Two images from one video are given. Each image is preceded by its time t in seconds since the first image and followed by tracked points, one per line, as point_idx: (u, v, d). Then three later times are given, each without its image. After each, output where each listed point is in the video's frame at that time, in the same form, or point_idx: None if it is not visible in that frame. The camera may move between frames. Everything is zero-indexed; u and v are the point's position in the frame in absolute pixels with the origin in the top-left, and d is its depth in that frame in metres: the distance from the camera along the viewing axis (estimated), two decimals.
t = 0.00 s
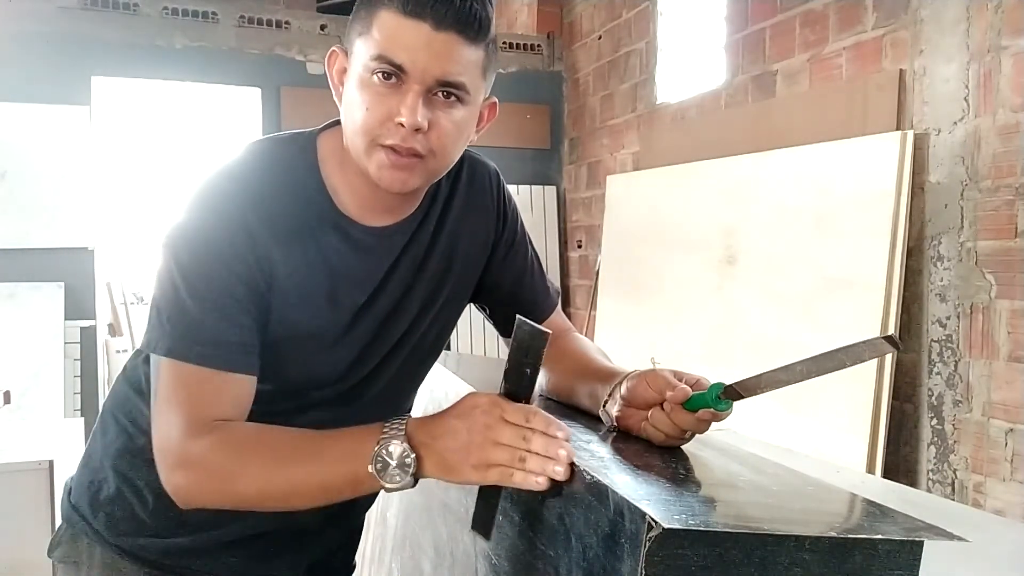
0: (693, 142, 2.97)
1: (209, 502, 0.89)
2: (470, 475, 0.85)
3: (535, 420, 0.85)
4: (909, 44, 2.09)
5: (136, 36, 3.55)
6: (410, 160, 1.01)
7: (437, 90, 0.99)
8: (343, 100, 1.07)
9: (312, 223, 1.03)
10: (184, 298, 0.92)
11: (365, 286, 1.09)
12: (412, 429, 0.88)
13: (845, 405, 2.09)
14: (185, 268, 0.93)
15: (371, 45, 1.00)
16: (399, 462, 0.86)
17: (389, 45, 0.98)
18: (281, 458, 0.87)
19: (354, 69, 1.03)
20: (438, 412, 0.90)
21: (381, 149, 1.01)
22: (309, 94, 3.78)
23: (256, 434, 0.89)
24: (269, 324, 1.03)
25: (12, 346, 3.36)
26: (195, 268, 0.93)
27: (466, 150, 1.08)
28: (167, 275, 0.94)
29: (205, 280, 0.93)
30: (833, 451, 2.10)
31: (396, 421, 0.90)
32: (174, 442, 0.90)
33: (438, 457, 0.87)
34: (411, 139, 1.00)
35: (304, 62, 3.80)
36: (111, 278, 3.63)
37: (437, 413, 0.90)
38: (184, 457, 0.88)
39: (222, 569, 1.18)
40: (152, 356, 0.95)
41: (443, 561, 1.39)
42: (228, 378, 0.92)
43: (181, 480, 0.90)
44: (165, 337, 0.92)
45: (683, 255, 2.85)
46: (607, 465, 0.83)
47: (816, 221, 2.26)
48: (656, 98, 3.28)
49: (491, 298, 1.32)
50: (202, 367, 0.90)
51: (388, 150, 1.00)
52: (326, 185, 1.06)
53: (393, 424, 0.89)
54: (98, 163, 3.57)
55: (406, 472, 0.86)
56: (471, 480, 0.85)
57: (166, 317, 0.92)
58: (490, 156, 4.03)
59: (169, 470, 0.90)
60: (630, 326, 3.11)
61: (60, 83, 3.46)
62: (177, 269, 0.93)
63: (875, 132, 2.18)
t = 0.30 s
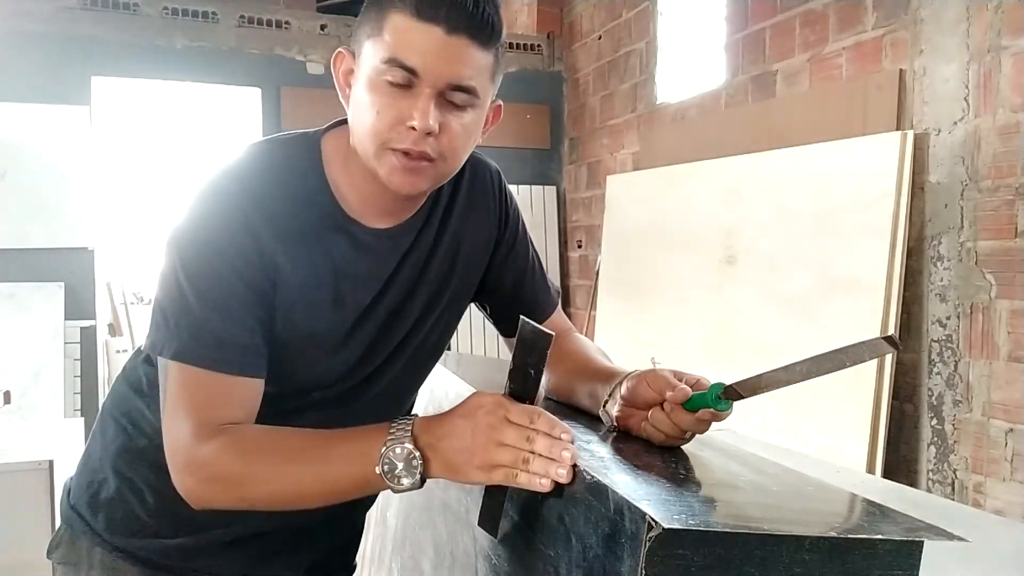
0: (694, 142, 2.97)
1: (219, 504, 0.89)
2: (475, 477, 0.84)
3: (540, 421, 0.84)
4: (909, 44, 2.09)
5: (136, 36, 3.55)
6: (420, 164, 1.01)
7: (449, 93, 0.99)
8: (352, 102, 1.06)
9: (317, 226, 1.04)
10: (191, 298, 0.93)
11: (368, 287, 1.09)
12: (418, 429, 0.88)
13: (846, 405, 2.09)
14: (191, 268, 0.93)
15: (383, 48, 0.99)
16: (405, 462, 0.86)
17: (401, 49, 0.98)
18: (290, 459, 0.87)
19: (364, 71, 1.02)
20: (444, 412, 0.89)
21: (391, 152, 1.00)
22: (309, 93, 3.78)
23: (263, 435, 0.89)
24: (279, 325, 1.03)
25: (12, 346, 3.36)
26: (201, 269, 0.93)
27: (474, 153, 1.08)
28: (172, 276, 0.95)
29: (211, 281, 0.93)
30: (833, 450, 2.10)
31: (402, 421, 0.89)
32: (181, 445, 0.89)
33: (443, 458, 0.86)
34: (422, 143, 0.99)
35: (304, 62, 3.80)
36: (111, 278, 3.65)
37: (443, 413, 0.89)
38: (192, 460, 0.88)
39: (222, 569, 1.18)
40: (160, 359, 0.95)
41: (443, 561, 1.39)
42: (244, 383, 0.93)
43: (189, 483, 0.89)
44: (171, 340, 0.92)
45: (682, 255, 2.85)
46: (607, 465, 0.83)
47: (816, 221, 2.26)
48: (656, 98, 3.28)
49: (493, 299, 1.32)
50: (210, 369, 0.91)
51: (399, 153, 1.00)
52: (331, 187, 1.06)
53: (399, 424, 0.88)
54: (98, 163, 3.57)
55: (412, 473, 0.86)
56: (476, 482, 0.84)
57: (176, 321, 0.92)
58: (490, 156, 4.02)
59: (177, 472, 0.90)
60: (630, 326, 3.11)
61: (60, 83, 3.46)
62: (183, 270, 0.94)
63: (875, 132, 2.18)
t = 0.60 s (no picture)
0: (693, 142, 2.97)
1: (203, 494, 0.89)
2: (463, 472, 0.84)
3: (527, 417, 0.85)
4: (909, 44, 2.09)
5: (136, 36, 3.55)
6: (439, 160, 1.02)
7: (465, 90, 1.01)
8: (353, 100, 1.06)
9: (310, 219, 1.04)
10: (179, 291, 0.92)
11: (363, 281, 1.09)
12: (399, 422, 0.86)
13: (846, 404, 2.09)
14: (181, 259, 0.93)
15: (396, 46, 1.00)
16: (385, 457, 0.84)
17: (418, 48, 0.99)
18: (275, 449, 0.86)
19: (373, 69, 1.02)
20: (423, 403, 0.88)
21: (411, 150, 1.01)
22: (309, 93, 3.78)
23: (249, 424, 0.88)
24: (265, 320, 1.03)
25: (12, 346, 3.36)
26: (192, 260, 0.93)
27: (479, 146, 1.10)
28: (163, 269, 0.94)
29: (200, 272, 0.92)
30: (832, 450, 2.11)
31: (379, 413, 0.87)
32: (168, 433, 0.89)
33: (427, 452, 0.85)
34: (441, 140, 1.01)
35: (304, 62, 3.80)
36: (110, 278, 3.65)
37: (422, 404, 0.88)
38: (179, 447, 0.88)
39: (221, 569, 1.18)
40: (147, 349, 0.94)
41: (443, 561, 1.39)
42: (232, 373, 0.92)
43: (175, 472, 0.89)
44: (159, 331, 0.91)
45: (682, 255, 2.85)
46: (606, 465, 0.83)
47: (815, 221, 2.26)
48: (656, 98, 3.28)
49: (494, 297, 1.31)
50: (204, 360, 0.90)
51: (418, 150, 1.01)
52: (328, 184, 1.06)
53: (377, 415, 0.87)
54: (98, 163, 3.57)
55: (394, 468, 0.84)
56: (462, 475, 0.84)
57: (160, 309, 0.92)
58: (490, 156, 4.02)
59: (164, 461, 0.90)
60: (629, 326, 3.11)
61: (61, 84, 3.47)
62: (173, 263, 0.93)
63: (875, 132, 2.18)
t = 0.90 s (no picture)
0: (693, 142, 2.97)
1: (164, 481, 0.92)
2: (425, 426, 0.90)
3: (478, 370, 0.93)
4: (909, 44, 2.09)
5: (136, 36, 3.56)
6: (437, 164, 1.03)
7: (465, 95, 1.01)
8: (354, 100, 1.06)
9: (306, 217, 1.05)
10: (155, 284, 0.91)
11: (360, 280, 1.09)
12: (368, 392, 0.93)
13: (846, 404, 2.09)
14: (168, 256, 0.92)
15: (399, 50, 0.99)
16: (360, 421, 0.89)
17: (421, 53, 0.98)
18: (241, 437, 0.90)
19: (374, 71, 1.02)
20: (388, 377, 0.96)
21: (411, 152, 1.01)
22: (309, 93, 3.78)
23: (215, 417, 0.91)
24: (253, 317, 1.03)
25: (12, 346, 3.36)
26: (181, 254, 0.92)
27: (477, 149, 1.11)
28: (144, 265, 0.93)
29: (188, 267, 0.92)
30: (833, 450, 2.10)
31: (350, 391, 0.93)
32: (132, 428, 0.90)
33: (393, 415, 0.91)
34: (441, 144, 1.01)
35: (304, 62, 3.80)
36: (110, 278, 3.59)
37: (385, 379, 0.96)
38: (142, 442, 0.89)
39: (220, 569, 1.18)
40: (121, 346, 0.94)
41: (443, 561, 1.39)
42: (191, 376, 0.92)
43: (136, 463, 0.90)
44: (129, 321, 0.90)
45: (682, 255, 2.85)
46: (606, 465, 0.83)
47: (815, 221, 2.26)
48: (656, 98, 3.28)
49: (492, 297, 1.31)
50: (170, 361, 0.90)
51: (417, 154, 1.01)
52: (325, 184, 1.07)
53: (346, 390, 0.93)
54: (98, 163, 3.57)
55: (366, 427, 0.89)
56: (425, 432, 0.90)
57: (136, 302, 0.91)
58: (490, 156, 4.02)
59: (123, 454, 0.91)
60: (629, 327, 3.11)
61: (61, 84, 3.47)
62: (157, 261, 0.92)
63: (875, 132, 2.18)
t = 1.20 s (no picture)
0: (694, 142, 2.97)
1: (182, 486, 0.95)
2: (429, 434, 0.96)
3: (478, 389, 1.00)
4: (909, 44, 2.09)
5: (136, 36, 3.55)
6: (436, 173, 1.03)
7: (465, 105, 1.01)
8: (354, 107, 1.06)
9: (310, 221, 1.04)
10: (160, 292, 0.91)
11: (362, 285, 1.09)
12: (375, 403, 0.99)
13: (846, 405, 2.09)
14: (173, 263, 0.92)
15: (400, 59, 0.99)
16: (371, 426, 0.95)
17: (421, 62, 0.98)
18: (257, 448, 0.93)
19: (374, 79, 1.02)
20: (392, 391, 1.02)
21: (409, 161, 1.01)
22: (309, 93, 3.78)
23: (232, 430, 0.93)
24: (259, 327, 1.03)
25: (12, 346, 3.36)
26: (187, 264, 0.92)
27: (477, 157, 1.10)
28: (149, 272, 0.93)
29: (194, 275, 0.92)
30: (833, 450, 2.11)
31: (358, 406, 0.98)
32: (147, 445, 0.91)
33: (398, 425, 0.96)
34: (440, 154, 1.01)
35: (304, 62, 3.80)
36: (110, 277, 3.61)
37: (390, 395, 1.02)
38: (160, 456, 0.91)
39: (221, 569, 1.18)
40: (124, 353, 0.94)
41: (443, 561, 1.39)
42: (200, 387, 0.92)
43: (152, 473, 0.93)
44: (135, 331, 0.91)
45: (682, 255, 2.85)
46: (606, 465, 0.83)
47: (815, 221, 2.26)
48: (656, 98, 3.28)
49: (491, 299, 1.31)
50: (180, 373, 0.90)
51: (416, 164, 1.01)
52: (327, 190, 1.06)
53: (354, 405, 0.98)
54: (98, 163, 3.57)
55: (374, 433, 0.95)
56: (431, 440, 0.96)
57: (144, 315, 0.91)
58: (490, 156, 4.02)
59: (138, 464, 0.93)
60: (629, 327, 3.11)
61: (61, 83, 3.46)
62: (163, 273, 0.92)
63: (874, 132, 2.18)
